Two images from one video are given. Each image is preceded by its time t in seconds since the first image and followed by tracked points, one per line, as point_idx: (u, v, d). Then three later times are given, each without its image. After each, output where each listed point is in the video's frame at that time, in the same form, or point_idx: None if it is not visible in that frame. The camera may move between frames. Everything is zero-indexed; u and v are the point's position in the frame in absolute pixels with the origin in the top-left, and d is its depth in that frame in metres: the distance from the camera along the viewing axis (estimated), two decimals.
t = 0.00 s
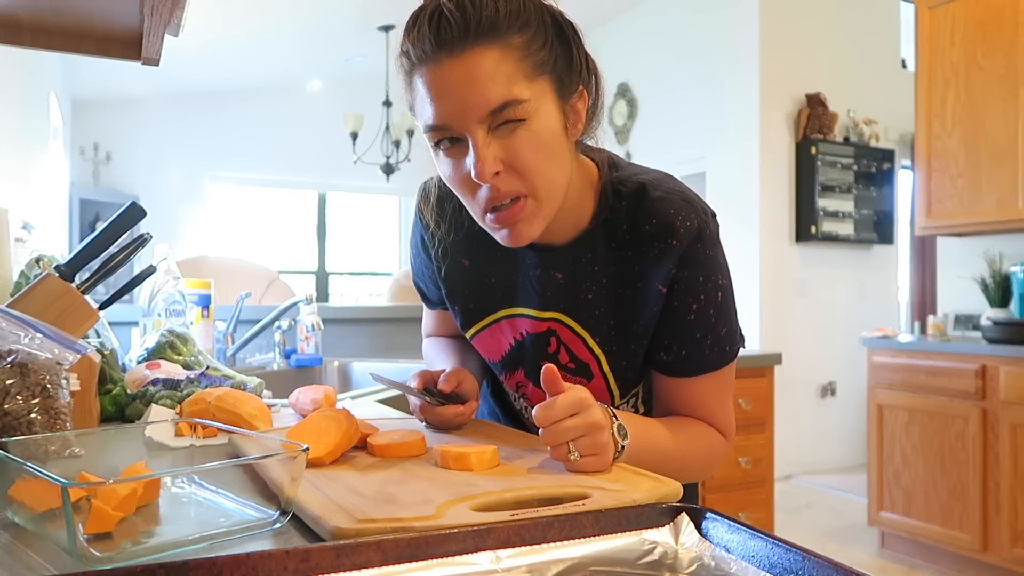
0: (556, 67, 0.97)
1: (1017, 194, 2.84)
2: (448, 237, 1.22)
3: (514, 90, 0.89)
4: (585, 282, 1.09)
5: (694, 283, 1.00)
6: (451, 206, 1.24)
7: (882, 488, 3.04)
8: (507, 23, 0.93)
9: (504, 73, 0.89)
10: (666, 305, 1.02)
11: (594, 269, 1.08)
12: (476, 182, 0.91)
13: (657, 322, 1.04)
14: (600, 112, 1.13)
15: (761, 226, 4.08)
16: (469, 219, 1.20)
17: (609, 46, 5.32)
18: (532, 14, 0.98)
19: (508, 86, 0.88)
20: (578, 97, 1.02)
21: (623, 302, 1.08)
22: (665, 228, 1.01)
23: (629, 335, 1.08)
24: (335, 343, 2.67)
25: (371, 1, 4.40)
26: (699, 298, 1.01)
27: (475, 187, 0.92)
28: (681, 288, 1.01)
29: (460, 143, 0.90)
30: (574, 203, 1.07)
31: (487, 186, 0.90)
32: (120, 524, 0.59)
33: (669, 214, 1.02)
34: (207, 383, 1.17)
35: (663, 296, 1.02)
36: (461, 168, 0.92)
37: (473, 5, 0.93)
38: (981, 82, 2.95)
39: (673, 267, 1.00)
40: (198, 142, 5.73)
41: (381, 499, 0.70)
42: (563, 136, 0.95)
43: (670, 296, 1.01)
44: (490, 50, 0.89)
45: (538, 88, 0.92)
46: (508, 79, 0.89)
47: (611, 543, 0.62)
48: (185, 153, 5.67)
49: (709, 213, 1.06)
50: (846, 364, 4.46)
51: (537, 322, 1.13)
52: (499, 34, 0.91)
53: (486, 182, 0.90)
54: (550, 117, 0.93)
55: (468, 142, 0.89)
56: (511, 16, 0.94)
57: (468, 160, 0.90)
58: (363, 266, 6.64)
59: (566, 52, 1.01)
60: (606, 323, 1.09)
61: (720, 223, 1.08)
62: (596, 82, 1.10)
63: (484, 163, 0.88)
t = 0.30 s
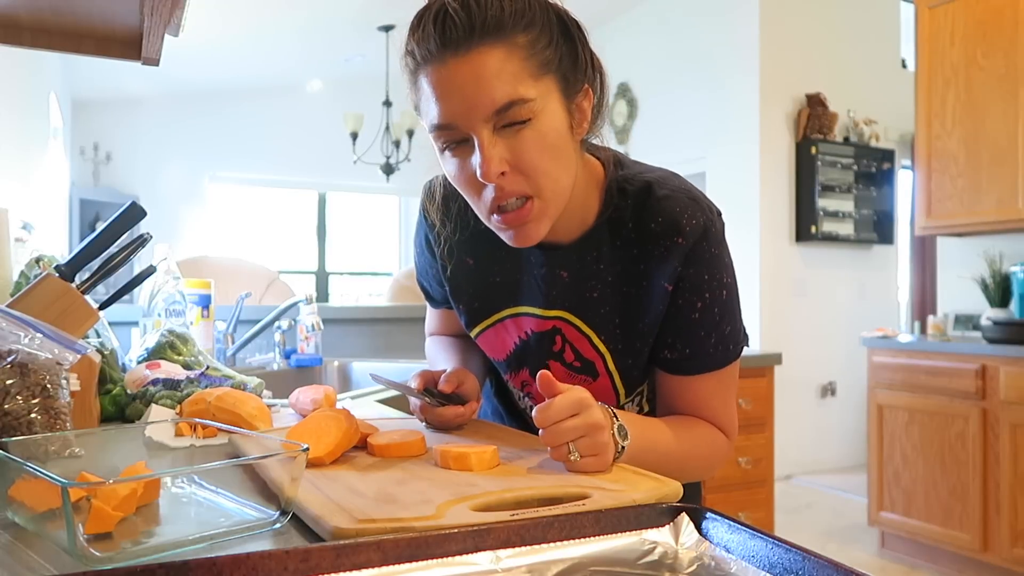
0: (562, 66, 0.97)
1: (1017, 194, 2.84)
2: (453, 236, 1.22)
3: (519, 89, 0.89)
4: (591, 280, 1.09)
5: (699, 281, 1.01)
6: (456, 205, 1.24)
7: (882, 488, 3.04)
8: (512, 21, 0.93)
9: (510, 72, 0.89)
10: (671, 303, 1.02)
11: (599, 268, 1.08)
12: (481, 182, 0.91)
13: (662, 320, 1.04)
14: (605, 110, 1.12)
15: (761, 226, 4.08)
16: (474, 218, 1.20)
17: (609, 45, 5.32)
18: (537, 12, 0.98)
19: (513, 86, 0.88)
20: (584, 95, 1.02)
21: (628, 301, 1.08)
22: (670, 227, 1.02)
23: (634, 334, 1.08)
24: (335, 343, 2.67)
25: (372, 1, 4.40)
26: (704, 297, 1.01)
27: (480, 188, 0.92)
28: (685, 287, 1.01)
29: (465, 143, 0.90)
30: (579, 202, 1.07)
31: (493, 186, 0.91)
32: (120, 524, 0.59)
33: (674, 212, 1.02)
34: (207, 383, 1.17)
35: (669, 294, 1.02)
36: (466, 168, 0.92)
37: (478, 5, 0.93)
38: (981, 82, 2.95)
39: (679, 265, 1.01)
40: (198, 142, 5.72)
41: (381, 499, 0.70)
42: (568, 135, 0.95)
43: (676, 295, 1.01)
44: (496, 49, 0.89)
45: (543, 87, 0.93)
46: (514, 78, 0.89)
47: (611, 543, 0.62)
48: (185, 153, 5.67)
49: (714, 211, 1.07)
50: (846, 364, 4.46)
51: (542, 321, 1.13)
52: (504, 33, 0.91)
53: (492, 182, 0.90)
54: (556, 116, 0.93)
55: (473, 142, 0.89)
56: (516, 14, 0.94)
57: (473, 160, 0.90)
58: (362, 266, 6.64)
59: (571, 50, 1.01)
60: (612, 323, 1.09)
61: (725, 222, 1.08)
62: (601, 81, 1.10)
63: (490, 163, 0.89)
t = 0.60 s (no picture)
0: (571, 60, 0.97)
1: (1017, 194, 2.84)
2: (459, 227, 1.22)
3: (528, 80, 0.89)
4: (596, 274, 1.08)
5: (703, 269, 1.01)
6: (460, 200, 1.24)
7: (882, 488, 3.04)
8: (523, 14, 0.93)
9: (519, 64, 0.89)
10: (675, 294, 1.02)
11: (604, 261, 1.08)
12: (489, 174, 0.91)
13: (664, 311, 1.03)
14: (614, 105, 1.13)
15: (761, 226, 4.08)
16: (480, 211, 1.20)
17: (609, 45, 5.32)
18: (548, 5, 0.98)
19: (522, 77, 0.88)
20: (592, 89, 1.03)
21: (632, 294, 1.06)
22: (677, 219, 1.03)
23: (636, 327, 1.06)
24: (335, 343, 2.67)
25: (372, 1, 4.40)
26: (706, 286, 1.01)
27: (489, 180, 0.92)
28: (689, 277, 1.01)
29: (474, 134, 0.90)
30: (586, 198, 1.08)
31: (500, 179, 0.90)
32: (120, 524, 0.59)
33: (682, 206, 1.03)
34: (207, 383, 1.17)
35: (674, 284, 1.01)
36: (474, 160, 0.92)
37: None
38: (981, 82, 2.95)
39: (684, 254, 1.01)
40: (198, 142, 5.72)
41: (381, 499, 0.70)
42: (576, 130, 0.95)
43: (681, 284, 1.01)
44: (506, 40, 0.89)
45: (553, 79, 0.92)
46: (523, 69, 0.89)
47: (611, 543, 0.62)
48: (186, 153, 5.67)
49: (721, 205, 1.08)
50: (846, 364, 4.46)
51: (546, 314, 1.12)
52: (514, 25, 0.91)
53: (500, 174, 0.90)
54: (565, 109, 0.93)
55: (482, 133, 0.89)
56: (527, 7, 0.94)
57: (481, 152, 0.90)
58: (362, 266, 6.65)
59: (581, 44, 1.01)
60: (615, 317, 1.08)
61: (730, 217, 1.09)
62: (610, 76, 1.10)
63: (498, 155, 0.88)
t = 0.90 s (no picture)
0: (573, 60, 0.97)
1: (1017, 194, 2.84)
2: (460, 225, 1.22)
3: (530, 81, 0.89)
4: (596, 276, 1.08)
5: (702, 269, 1.01)
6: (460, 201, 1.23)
7: (882, 488, 3.04)
8: (526, 14, 0.93)
9: (521, 64, 0.89)
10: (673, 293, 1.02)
11: (605, 264, 1.08)
12: (488, 174, 0.91)
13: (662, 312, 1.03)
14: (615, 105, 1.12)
15: (761, 226, 4.08)
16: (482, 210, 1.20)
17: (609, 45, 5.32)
18: (552, 6, 0.98)
19: (524, 78, 0.88)
20: (595, 90, 1.04)
21: (630, 294, 1.06)
22: (677, 222, 1.02)
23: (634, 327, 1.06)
24: (334, 343, 2.67)
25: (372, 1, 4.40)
26: (704, 287, 1.01)
27: (487, 180, 0.92)
28: (688, 278, 1.02)
29: (474, 132, 0.90)
30: (586, 195, 1.06)
31: (499, 179, 0.90)
32: (120, 524, 0.59)
33: (683, 208, 1.03)
34: (207, 383, 1.17)
35: (675, 284, 1.02)
36: (474, 159, 0.92)
37: None
38: (981, 82, 2.95)
39: (685, 255, 1.01)
40: (198, 142, 5.72)
41: (381, 499, 0.70)
42: (577, 131, 0.95)
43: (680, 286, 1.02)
44: (508, 40, 0.89)
45: (554, 79, 0.92)
46: (525, 68, 0.89)
47: (612, 542, 0.62)
48: (185, 153, 5.66)
49: (721, 206, 1.08)
50: (846, 364, 4.46)
51: (546, 316, 1.13)
52: (517, 25, 0.91)
53: (498, 174, 0.90)
54: (565, 109, 0.93)
55: (482, 132, 0.89)
56: (531, 7, 0.94)
57: (481, 151, 0.90)
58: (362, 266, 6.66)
59: (584, 45, 1.01)
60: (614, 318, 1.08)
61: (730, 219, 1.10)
62: (613, 77, 1.10)
63: (497, 155, 0.88)
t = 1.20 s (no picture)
0: (576, 74, 0.97)
1: (1017, 194, 2.84)
2: (464, 211, 1.20)
3: (530, 103, 0.88)
4: (596, 278, 1.09)
5: (703, 276, 1.02)
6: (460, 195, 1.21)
7: (882, 488, 3.04)
8: (529, 31, 0.91)
9: (522, 85, 0.88)
10: (674, 299, 1.03)
11: (605, 266, 1.08)
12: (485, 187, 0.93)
13: (664, 316, 1.04)
14: (617, 104, 1.11)
15: (761, 227, 4.08)
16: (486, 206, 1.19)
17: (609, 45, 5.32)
18: (557, 16, 0.96)
19: (524, 100, 0.88)
20: (598, 97, 1.03)
21: (631, 297, 1.07)
22: (677, 227, 1.03)
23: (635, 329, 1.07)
24: (335, 343, 2.67)
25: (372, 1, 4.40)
26: (705, 292, 1.02)
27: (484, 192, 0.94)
28: (688, 283, 1.02)
29: (473, 147, 0.91)
30: (586, 197, 1.06)
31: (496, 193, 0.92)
32: (120, 524, 0.59)
33: (684, 213, 1.03)
34: (207, 383, 1.17)
35: (675, 289, 1.02)
36: (472, 171, 0.93)
37: (497, 10, 0.91)
38: (981, 82, 2.95)
39: (686, 261, 1.01)
40: (198, 142, 5.72)
41: (381, 499, 0.70)
42: (576, 148, 0.96)
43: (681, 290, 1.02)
44: (510, 61, 0.88)
45: (555, 98, 0.92)
46: (525, 90, 0.88)
47: (612, 542, 0.62)
48: (186, 153, 5.66)
49: (721, 211, 1.08)
50: (846, 364, 4.46)
51: (548, 317, 1.13)
52: (519, 43, 0.89)
53: (496, 189, 0.92)
54: (565, 129, 0.93)
55: (481, 149, 0.90)
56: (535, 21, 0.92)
57: (480, 166, 0.91)
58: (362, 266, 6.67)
59: (587, 53, 1.00)
60: (614, 319, 1.09)
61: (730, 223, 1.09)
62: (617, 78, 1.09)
63: (495, 173, 0.90)
